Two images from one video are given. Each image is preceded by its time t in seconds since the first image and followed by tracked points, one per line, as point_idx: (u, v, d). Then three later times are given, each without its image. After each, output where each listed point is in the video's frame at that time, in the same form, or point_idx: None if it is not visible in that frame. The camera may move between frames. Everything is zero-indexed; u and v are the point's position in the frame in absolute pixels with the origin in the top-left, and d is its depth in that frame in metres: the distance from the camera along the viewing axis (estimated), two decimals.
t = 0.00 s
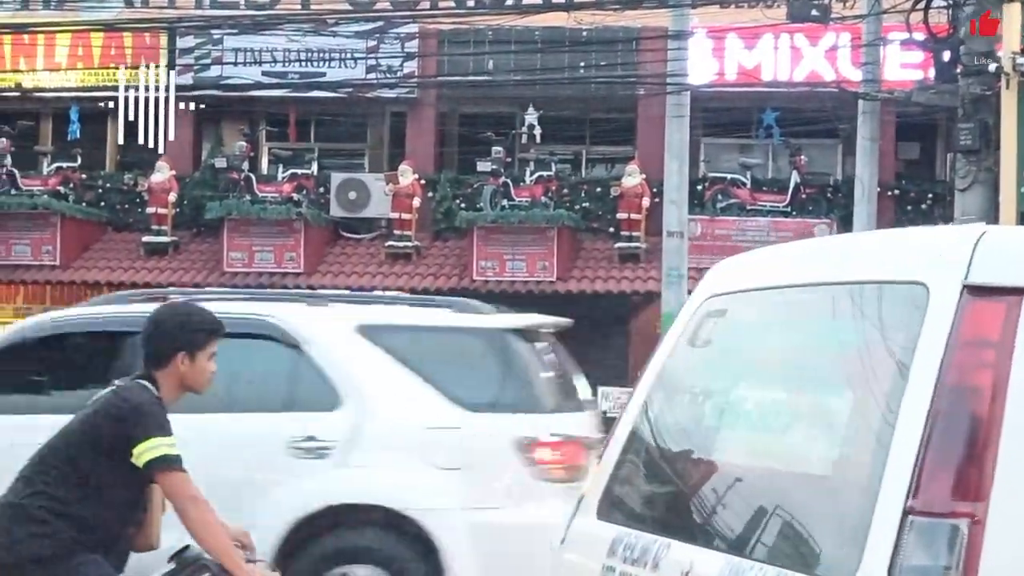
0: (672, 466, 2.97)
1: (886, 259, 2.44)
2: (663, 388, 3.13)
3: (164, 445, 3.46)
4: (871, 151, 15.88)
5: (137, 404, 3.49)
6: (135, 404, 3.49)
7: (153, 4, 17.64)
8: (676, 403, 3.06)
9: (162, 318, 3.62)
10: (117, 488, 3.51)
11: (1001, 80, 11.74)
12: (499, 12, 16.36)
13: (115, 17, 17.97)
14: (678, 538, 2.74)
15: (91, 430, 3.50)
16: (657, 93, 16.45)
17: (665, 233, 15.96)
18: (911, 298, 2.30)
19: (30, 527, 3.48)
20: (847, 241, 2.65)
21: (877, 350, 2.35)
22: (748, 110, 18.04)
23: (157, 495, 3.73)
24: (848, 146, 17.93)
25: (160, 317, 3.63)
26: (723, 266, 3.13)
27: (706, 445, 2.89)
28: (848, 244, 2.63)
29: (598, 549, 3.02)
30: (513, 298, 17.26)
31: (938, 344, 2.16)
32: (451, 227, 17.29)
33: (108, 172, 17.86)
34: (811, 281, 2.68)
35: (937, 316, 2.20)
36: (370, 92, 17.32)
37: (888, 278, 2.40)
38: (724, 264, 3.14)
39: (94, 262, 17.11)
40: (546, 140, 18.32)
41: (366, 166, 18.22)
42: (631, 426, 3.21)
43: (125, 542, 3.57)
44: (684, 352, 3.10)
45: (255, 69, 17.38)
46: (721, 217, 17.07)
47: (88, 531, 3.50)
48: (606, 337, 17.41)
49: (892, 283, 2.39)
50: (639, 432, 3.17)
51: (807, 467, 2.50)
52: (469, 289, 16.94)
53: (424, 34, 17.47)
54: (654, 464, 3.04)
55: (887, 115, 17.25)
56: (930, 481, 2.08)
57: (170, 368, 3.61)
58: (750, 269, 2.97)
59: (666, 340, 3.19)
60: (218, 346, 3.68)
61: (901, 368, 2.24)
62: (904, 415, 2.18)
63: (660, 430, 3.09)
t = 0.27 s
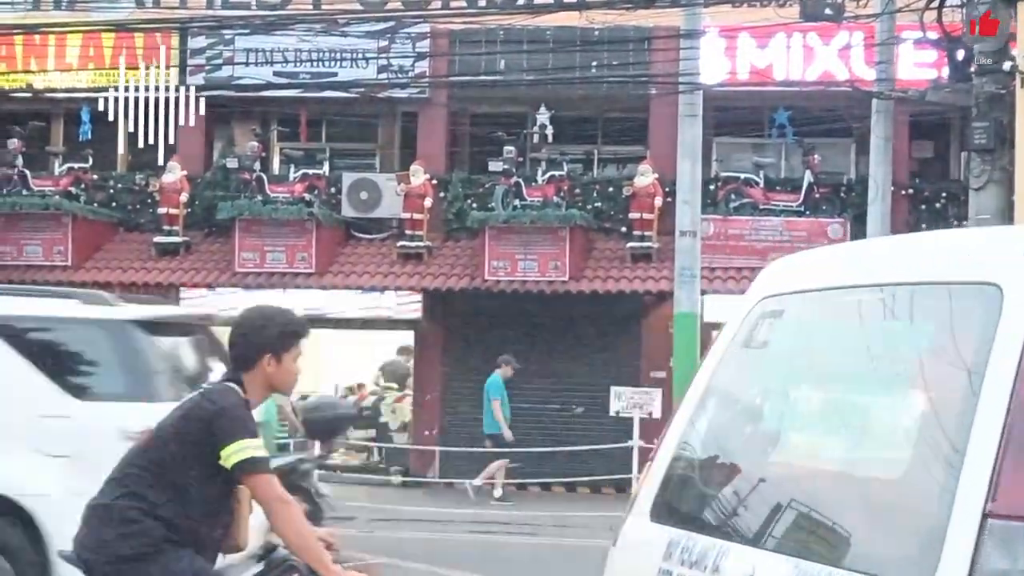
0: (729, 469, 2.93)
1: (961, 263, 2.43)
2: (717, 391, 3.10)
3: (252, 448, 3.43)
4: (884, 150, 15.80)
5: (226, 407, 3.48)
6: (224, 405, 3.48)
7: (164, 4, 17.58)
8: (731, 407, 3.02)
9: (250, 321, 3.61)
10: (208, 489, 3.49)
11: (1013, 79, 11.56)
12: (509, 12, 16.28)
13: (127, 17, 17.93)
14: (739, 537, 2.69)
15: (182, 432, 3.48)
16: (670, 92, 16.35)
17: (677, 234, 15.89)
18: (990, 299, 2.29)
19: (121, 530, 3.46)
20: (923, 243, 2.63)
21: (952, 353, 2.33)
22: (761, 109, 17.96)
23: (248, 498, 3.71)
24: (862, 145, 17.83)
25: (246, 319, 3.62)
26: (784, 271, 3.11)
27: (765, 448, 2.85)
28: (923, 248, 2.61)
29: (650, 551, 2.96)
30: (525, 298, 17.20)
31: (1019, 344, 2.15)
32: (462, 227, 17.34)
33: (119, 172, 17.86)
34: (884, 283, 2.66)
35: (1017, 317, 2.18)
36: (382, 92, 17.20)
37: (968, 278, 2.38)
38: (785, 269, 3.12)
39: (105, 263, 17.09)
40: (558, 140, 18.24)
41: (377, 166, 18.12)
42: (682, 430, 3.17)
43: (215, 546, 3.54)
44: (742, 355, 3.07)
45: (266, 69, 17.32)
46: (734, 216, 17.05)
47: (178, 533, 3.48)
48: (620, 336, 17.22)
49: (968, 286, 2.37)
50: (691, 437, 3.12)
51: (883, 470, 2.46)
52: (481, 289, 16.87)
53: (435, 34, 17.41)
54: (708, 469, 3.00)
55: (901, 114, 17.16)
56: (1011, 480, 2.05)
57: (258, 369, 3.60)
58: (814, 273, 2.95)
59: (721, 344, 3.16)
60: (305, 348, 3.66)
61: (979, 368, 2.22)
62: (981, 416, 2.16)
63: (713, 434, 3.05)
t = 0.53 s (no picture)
0: (787, 464, 3.03)
1: None
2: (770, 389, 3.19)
3: (327, 451, 3.55)
4: (895, 149, 15.76)
5: (305, 409, 3.62)
6: (303, 408, 3.62)
7: (174, 3, 17.58)
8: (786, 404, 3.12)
9: (333, 322, 3.74)
10: (289, 487, 3.63)
11: None
12: (519, 11, 16.25)
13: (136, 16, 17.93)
14: (804, 529, 2.79)
15: (264, 433, 3.63)
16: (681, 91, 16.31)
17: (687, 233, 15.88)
18: None
19: (205, 527, 3.63)
20: (970, 250, 2.81)
21: None
22: (771, 108, 17.94)
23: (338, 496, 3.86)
24: (872, 144, 17.78)
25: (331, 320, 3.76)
26: (832, 273, 3.24)
27: (823, 443, 2.97)
28: (988, 254, 2.75)
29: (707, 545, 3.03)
30: (534, 297, 17.16)
31: None
32: (472, 227, 17.33)
33: (129, 172, 17.89)
34: (930, 286, 2.85)
35: None
36: (391, 91, 17.23)
37: None
38: (832, 271, 3.24)
39: (115, 262, 17.04)
40: (567, 139, 18.22)
41: (386, 166, 18.13)
42: (732, 430, 3.24)
43: (300, 543, 3.68)
44: (795, 355, 3.18)
45: (276, 68, 17.35)
46: (744, 216, 17.00)
47: (263, 531, 3.62)
48: (630, 336, 17.17)
49: None
50: (742, 435, 3.20)
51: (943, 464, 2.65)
52: (491, 288, 16.82)
53: (445, 32, 17.39)
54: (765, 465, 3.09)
55: (912, 113, 17.12)
56: None
57: (342, 372, 3.72)
58: (869, 274, 3.08)
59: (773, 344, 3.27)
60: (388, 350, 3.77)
61: None
62: None
63: (765, 431, 3.14)
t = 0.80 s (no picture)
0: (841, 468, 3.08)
1: None
2: (821, 392, 3.22)
3: (406, 454, 3.64)
4: (905, 150, 15.72)
5: (386, 412, 3.71)
6: (383, 412, 3.71)
7: (183, 5, 17.58)
8: (838, 407, 3.16)
9: (412, 330, 3.86)
10: (369, 491, 3.71)
11: None
12: (526, 12, 16.22)
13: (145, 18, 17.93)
14: (868, 532, 2.86)
15: (343, 436, 3.72)
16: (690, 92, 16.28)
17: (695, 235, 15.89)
18: None
19: (285, 530, 3.71)
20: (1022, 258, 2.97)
21: None
22: (780, 109, 17.91)
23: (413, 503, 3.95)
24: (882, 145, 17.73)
25: (410, 327, 3.88)
26: (880, 279, 3.30)
27: (887, 449, 3.03)
28: None
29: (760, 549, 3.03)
30: (543, 299, 17.14)
31: None
32: (481, 228, 17.25)
33: (137, 174, 17.84)
34: (998, 295, 2.95)
35: None
36: (399, 93, 17.17)
37: None
38: (878, 278, 3.31)
39: (123, 265, 17.00)
40: (575, 140, 18.20)
41: (394, 167, 18.12)
42: (779, 430, 3.25)
43: (378, 546, 3.76)
44: (846, 358, 3.22)
45: (284, 70, 17.30)
46: (754, 217, 17.00)
47: (342, 533, 3.69)
48: (640, 337, 17.13)
49: None
50: (789, 437, 3.22)
51: (985, 459, 2.84)
52: (500, 290, 16.81)
53: (453, 34, 17.39)
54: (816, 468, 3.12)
55: (921, 114, 17.06)
56: None
57: (422, 377, 3.85)
58: (924, 281, 3.16)
59: (821, 348, 3.30)
60: (465, 357, 3.90)
61: None
62: None
63: (814, 433, 3.17)
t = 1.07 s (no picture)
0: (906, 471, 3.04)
1: None
2: (885, 392, 3.17)
3: (495, 453, 3.74)
4: (922, 148, 15.62)
5: (470, 412, 3.81)
6: (468, 412, 3.80)
7: (196, 3, 17.55)
8: (902, 409, 3.12)
9: (495, 332, 3.97)
10: (457, 490, 3.80)
11: None
12: (540, 10, 16.16)
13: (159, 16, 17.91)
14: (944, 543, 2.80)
15: (429, 436, 3.81)
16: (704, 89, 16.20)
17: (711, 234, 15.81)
18: None
19: (372, 528, 3.79)
20: None
21: None
22: (795, 107, 17.84)
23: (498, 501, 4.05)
24: (897, 143, 17.63)
25: (492, 330, 3.99)
26: (944, 276, 3.26)
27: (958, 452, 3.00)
28: None
29: (825, 549, 2.97)
30: (557, 298, 17.07)
31: None
32: (495, 227, 17.20)
33: (150, 172, 17.80)
34: None
35: None
36: (413, 91, 17.15)
37: None
38: (939, 278, 3.28)
39: (137, 264, 16.99)
40: (589, 139, 18.13)
41: (408, 166, 18.05)
42: (840, 432, 3.21)
43: (466, 546, 3.84)
44: (910, 358, 3.18)
45: (298, 69, 17.29)
46: (768, 216, 16.88)
47: (423, 533, 3.77)
48: (654, 336, 17.05)
49: None
50: (851, 439, 3.18)
51: None
52: (514, 289, 16.75)
53: (467, 32, 17.35)
54: (881, 470, 3.08)
55: (938, 112, 16.96)
56: None
57: (505, 377, 3.97)
58: (990, 281, 3.12)
59: (884, 347, 3.25)
60: (547, 357, 4.02)
61: None
62: None
63: (879, 435, 3.13)
